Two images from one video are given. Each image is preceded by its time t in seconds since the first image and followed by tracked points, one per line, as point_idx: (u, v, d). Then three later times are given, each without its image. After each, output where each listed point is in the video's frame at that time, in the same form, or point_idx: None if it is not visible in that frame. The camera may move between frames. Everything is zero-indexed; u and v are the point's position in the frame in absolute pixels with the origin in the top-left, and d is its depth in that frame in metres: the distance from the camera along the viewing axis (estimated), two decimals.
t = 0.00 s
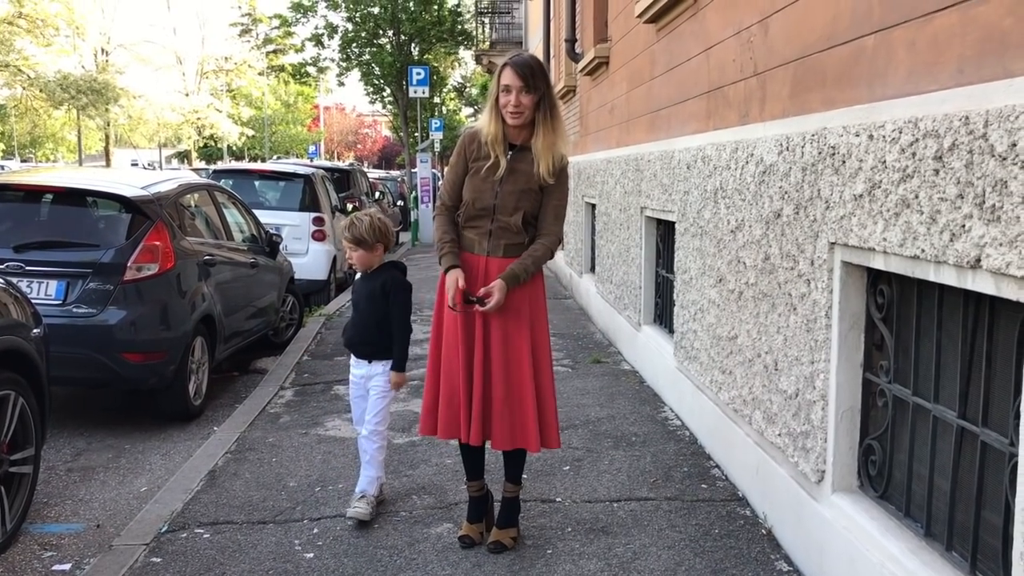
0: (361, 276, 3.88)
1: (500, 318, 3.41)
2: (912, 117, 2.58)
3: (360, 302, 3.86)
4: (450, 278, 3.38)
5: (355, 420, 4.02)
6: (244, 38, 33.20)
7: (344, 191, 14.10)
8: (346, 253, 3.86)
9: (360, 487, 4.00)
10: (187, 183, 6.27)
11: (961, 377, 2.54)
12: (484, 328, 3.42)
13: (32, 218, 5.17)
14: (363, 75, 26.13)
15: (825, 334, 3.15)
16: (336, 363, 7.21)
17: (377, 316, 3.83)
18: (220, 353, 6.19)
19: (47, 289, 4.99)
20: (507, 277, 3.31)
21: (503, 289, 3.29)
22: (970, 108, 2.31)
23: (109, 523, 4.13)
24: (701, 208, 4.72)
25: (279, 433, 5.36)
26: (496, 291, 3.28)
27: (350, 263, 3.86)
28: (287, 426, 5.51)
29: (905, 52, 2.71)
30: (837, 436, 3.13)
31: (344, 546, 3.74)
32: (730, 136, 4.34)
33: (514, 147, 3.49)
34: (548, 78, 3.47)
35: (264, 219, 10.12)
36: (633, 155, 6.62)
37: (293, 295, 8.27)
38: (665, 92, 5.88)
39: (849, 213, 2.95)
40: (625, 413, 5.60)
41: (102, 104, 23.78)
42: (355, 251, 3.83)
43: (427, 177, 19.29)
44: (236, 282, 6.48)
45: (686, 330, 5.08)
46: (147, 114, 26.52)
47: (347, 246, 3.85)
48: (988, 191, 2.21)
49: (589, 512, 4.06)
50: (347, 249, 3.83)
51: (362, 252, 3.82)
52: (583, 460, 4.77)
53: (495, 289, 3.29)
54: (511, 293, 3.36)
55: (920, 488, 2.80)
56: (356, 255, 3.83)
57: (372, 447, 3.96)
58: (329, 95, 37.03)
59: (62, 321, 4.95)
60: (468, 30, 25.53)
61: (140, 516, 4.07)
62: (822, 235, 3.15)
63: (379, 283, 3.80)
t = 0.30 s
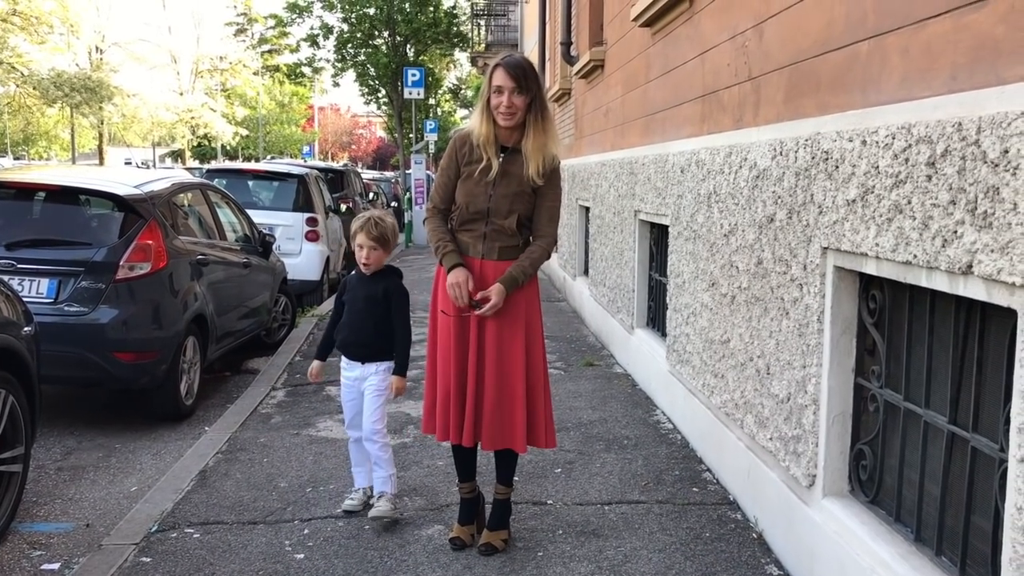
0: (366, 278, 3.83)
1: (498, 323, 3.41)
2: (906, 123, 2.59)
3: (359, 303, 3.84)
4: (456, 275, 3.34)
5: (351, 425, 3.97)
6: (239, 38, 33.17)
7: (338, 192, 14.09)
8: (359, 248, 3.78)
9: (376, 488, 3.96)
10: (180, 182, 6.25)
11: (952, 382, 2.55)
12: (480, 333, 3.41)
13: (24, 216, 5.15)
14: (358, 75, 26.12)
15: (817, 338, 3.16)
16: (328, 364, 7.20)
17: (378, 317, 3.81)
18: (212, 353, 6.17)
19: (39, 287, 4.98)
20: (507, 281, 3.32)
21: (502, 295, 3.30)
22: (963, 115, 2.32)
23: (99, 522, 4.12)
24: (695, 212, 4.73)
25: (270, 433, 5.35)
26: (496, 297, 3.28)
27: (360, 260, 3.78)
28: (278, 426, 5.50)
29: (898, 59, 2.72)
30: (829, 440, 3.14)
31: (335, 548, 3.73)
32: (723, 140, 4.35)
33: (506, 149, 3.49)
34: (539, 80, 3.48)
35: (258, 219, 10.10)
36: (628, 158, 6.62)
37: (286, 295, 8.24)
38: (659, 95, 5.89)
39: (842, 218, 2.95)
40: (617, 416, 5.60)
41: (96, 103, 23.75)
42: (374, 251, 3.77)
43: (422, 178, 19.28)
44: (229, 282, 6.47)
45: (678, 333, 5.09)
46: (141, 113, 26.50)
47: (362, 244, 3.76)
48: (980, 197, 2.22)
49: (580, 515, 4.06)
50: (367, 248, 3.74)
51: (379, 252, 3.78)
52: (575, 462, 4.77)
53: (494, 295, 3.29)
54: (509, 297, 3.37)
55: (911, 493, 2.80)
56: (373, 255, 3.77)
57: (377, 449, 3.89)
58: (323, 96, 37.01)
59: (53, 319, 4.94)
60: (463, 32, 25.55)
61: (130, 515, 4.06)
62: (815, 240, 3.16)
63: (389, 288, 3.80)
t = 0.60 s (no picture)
0: (370, 281, 3.79)
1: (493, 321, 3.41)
2: (902, 127, 2.59)
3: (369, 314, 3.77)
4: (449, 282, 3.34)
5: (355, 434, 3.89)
6: (235, 36, 33.14)
7: (334, 191, 14.07)
8: (367, 249, 3.74)
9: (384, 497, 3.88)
10: (175, 179, 6.24)
11: (946, 386, 2.56)
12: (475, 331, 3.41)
13: (18, 212, 5.13)
14: (354, 74, 26.08)
15: (812, 342, 3.17)
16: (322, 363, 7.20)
17: (387, 322, 3.79)
18: (206, 351, 6.16)
19: (33, 283, 4.97)
20: (503, 276, 3.32)
21: (497, 290, 3.31)
22: (959, 120, 2.33)
23: (91, 520, 4.11)
24: (690, 214, 4.73)
25: (264, 432, 5.34)
26: (491, 292, 3.29)
27: (367, 261, 3.74)
28: (272, 425, 5.49)
29: (895, 63, 2.73)
30: (822, 443, 3.15)
31: (328, 547, 3.73)
32: (719, 142, 4.36)
33: (500, 149, 3.49)
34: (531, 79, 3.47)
35: (253, 217, 10.08)
36: (623, 160, 6.63)
37: (280, 294, 8.23)
38: (656, 97, 5.89)
39: (837, 221, 2.96)
40: (611, 417, 5.60)
41: (91, 99, 23.67)
42: (383, 253, 3.74)
43: (417, 178, 19.26)
44: (223, 279, 6.45)
45: (673, 335, 5.10)
46: (136, 110, 26.43)
47: (371, 245, 3.72)
48: (975, 202, 2.22)
49: (573, 516, 4.06)
50: (378, 249, 3.72)
51: (387, 254, 3.76)
52: (568, 463, 4.77)
53: (489, 291, 3.30)
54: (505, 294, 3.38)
55: (904, 497, 2.81)
56: (382, 258, 3.74)
57: (390, 459, 3.83)
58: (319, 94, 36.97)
59: (47, 316, 4.92)
60: (459, 32, 25.53)
61: (123, 513, 4.05)
62: (810, 243, 3.17)
63: (398, 294, 3.79)
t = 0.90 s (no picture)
0: (384, 278, 3.75)
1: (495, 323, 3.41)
2: (902, 126, 2.59)
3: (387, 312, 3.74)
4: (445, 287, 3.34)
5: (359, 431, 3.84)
6: (234, 34, 33.16)
7: (332, 189, 14.07)
8: (378, 245, 3.68)
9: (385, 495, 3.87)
10: (173, 177, 6.22)
11: (945, 386, 2.56)
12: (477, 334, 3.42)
13: (16, 209, 5.12)
14: (352, 72, 26.07)
15: (811, 341, 3.16)
16: (320, 361, 7.19)
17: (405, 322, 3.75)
18: (204, 349, 6.15)
19: (31, 281, 4.96)
20: (505, 277, 3.32)
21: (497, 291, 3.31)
22: (958, 118, 2.32)
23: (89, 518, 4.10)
24: (689, 213, 4.73)
25: (262, 430, 5.33)
26: (490, 294, 3.29)
27: (380, 258, 3.68)
28: (270, 423, 5.49)
29: (895, 62, 2.73)
30: (821, 442, 3.14)
31: (326, 545, 3.72)
32: (718, 141, 4.36)
33: (495, 149, 3.48)
34: (523, 79, 3.44)
35: (251, 215, 10.06)
36: (621, 159, 6.63)
37: (278, 292, 8.22)
38: (655, 95, 5.88)
39: (836, 220, 2.96)
40: (609, 416, 5.60)
41: (89, 97, 23.68)
42: (396, 247, 3.69)
43: (415, 176, 19.23)
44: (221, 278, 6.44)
45: (672, 334, 5.09)
46: (133, 108, 26.44)
47: (383, 241, 3.67)
48: (975, 201, 2.22)
49: (572, 514, 4.06)
50: (390, 244, 3.67)
51: (400, 249, 3.70)
52: (566, 462, 4.77)
53: (488, 292, 3.30)
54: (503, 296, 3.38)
55: (903, 496, 2.81)
56: (395, 253, 3.69)
57: (395, 458, 3.81)
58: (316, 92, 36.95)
59: (44, 314, 4.91)
60: (457, 30, 25.51)
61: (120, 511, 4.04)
62: (810, 242, 3.16)
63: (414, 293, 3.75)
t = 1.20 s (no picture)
0: (390, 277, 3.73)
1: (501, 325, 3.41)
2: (904, 120, 2.58)
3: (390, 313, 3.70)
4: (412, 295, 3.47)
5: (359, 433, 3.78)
6: (234, 31, 33.14)
7: (333, 186, 14.05)
8: (383, 243, 3.68)
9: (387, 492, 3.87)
10: (174, 175, 6.22)
11: (948, 379, 2.55)
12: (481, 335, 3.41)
13: (17, 208, 5.12)
14: (353, 69, 26.03)
15: (814, 335, 3.16)
16: (322, 358, 7.19)
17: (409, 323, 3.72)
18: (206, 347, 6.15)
19: (33, 279, 4.96)
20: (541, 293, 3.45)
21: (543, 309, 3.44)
22: (961, 111, 2.32)
23: (92, 516, 4.10)
24: (691, 208, 4.72)
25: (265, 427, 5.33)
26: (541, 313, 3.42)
27: (385, 257, 3.69)
28: (273, 420, 5.49)
29: (897, 55, 2.72)
30: (824, 437, 3.14)
31: (330, 542, 3.73)
32: (721, 136, 4.35)
33: (490, 148, 3.46)
34: (512, 77, 3.41)
35: (252, 212, 10.06)
36: (623, 155, 6.62)
37: (280, 289, 8.22)
38: (656, 90, 5.87)
39: (839, 214, 2.95)
40: (612, 411, 5.60)
41: (90, 96, 23.64)
42: (400, 246, 3.67)
43: (417, 173, 19.22)
44: (223, 275, 6.44)
45: (674, 329, 5.09)
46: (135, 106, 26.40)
47: (387, 240, 3.66)
48: (978, 194, 2.21)
49: (575, 510, 4.06)
50: (394, 242, 3.65)
51: (405, 247, 3.68)
52: (570, 457, 4.77)
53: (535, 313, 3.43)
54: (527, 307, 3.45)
55: (906, 490, 2.81)
56: (399, 251, 3.68)
57: (398, 457, 3.81)
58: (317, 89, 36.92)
59: (47, 312, 4.91)
60: (458, 26, 25.46)
61: (124, 509, 4.05)
62: (812, 236, 3.16)
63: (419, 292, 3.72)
